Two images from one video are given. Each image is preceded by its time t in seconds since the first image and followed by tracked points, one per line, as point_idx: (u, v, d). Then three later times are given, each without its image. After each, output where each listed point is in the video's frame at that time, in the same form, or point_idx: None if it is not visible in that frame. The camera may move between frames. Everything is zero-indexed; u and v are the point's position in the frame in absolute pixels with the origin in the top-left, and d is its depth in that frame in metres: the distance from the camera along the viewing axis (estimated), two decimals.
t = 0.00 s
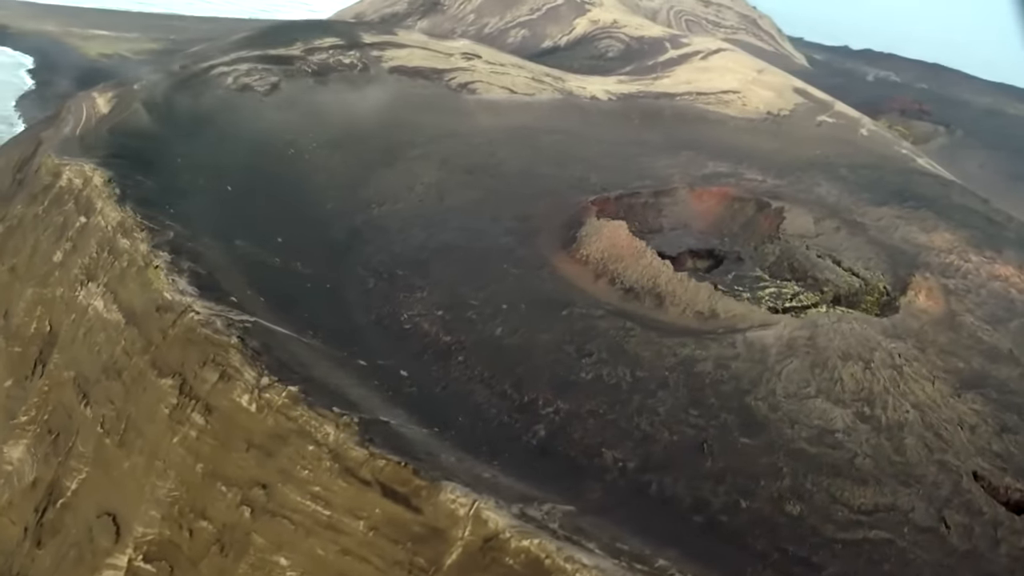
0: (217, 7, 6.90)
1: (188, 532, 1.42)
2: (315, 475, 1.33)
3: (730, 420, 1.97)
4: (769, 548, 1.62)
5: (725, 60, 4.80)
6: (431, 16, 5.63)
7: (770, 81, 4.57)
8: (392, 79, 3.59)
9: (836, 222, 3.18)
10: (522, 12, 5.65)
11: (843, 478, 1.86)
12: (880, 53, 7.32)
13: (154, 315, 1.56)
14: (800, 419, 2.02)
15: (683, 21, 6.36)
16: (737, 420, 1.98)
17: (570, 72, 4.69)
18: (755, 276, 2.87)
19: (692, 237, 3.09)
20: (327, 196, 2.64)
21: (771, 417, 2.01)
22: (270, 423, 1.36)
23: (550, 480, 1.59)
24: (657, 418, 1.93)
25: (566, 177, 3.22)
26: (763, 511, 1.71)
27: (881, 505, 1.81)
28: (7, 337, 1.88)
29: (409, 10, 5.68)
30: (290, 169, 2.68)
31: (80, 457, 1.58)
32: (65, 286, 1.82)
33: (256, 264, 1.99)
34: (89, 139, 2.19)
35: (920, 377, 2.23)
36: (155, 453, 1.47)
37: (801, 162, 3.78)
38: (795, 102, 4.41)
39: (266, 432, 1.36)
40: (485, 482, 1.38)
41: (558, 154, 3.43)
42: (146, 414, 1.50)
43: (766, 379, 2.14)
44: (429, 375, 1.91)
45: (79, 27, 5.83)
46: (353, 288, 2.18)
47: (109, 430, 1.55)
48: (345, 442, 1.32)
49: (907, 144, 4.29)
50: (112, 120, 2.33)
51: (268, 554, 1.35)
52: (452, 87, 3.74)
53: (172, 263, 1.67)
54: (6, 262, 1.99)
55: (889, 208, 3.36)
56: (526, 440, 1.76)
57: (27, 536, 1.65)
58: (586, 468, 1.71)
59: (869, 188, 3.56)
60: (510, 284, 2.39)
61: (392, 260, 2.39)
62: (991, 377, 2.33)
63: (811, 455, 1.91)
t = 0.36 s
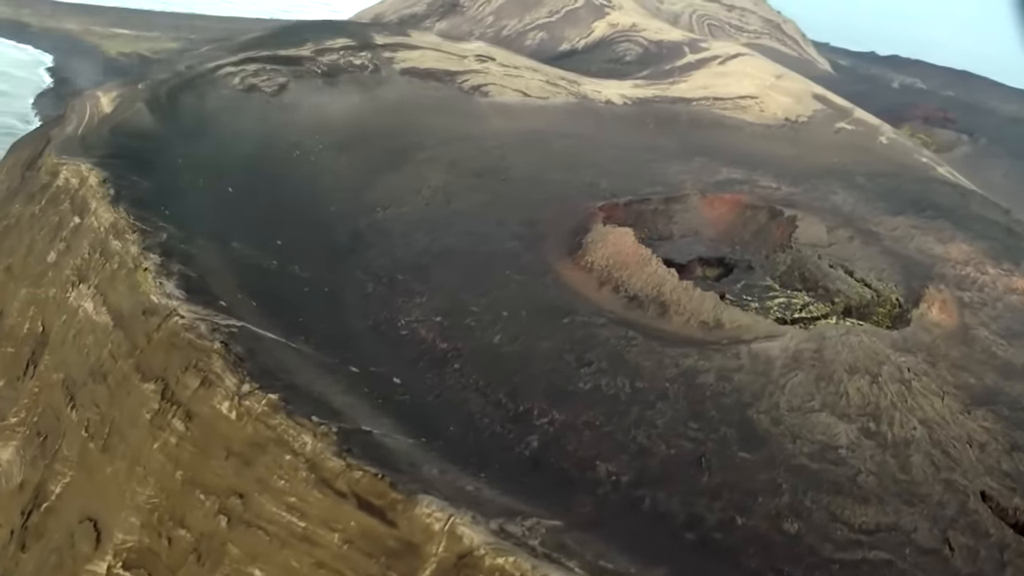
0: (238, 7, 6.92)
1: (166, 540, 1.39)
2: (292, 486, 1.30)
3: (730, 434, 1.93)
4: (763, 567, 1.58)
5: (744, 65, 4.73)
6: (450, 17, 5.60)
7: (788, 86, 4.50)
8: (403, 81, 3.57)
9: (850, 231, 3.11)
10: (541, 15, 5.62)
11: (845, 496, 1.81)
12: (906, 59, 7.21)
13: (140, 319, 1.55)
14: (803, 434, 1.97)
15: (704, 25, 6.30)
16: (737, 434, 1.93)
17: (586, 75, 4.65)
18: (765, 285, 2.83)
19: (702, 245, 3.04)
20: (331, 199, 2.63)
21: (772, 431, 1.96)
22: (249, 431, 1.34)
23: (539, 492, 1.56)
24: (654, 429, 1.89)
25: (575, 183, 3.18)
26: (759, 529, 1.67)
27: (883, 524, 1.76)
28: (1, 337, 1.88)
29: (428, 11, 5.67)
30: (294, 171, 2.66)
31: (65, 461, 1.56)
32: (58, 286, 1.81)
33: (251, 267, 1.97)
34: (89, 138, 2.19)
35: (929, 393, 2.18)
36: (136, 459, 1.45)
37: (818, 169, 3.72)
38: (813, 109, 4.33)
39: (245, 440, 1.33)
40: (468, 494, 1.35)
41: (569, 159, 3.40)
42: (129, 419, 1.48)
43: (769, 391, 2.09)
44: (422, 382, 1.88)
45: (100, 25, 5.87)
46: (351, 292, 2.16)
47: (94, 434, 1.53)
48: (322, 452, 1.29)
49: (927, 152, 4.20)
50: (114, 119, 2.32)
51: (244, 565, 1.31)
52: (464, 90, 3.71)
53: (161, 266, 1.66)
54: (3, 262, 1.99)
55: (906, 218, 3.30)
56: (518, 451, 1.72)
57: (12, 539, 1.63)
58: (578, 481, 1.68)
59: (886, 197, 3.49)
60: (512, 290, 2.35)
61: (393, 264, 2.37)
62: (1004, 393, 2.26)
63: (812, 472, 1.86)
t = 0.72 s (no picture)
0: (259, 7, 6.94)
1: (145, 549, 1.37)
2: (266, 497, 1.26)
3: (730, 449, 1.88)
4: None
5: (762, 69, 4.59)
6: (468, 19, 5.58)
7: (806, 93, 4.37)
8: (414, 84, 3.55)
9: (864, 241, 3.05)
10: (560, 17, 5.58)
11: (846, 515, 1.76)
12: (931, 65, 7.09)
13: (126, 323, 1.53)
14: (805, 450, 1.92)
15: (725, 29, 6.22)
16: (738, 448, 1.88)
17: (603, 79, 4.61)
18: (775, 295, 2.78)
19: (712, 253, 3.00)
20: (335, 202, 2.61)
21: (773, 446, 1.91)
22: (227, 440, 1.31)
23: (526, 507, 1.53)
24: (652, 442, 1.85)
25: (585, 188, 3.14)
26: (755, 548, 1.62)
27: (884, 545, 1.71)
28: None
29: (446, 13, 5.66)
30: (299, 173, 2.64)
31: (49, 465, 1.55)
32: (50, 287, 1.80)
33: (246, 271, 1.95)
34: (90, 138, 2.18)
35: (938, 410, 2.12)
36: (116, 466, 1.43)
37: (835, 177, 3.65)
38: (832, 115, 4.21)
39: (222, 449, 1.31)
40: (451, 508, 1.32)
41: (579, 164, 3.36)
42: (111, 425, 1.46)
43: (773, 405, 2.04)
44: (415, 391, 1.85)
45: (121, 24, 5.89)
46: (349, 297, 2.14)
47: (78, 438, 1.52)
48: (298, 463, 1.26)
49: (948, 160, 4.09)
50: (116, 118, 2.31)
51: None
52: (477, 92, 3.68)
53: (150, 269, 1.64)
54: None
55: (923, 227, 3.23)
56: (509, 463, 1.69)
57: None
58: (569, 495, 1.64)
59: (904, 206, 3.42)
60: (514, 296, 2.32)
61: (393, 269, 2.35)
62: (1017, 411, 2.20)
63: (813, 489, 1.81)
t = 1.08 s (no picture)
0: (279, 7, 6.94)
1: (121, 557, 1.34)
2: (239, 507, 1.23)
3: (728, 462, 1.83)
4: None
5: (779, 74, 4.52)
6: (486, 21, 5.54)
7: (823, 97, 4.28)
8: (424, 86, 3.53)
9: (877, 250, 2.99)
10: (577, 20, 5.54)
11: (845, 534, 1.71)
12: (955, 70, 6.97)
13: (110, 326, 1.52)
14: (806, 466, 1.87)
15: (746, 32, 6.16)
16: (735, 462, 1.84)
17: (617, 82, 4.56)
18: (784, 304, 2.72)
19: (721, 261, 2.95)
20: (338, 205, 2.59)
21: (773, 461, 1.87)
22: (204, 448, 1.29)
23: (511, 520, 1.49)
24: (647, 454, 1.81)
25: (593, 193, 3.10)
26: (748, 567, 1.58)
27: (883, 565, 1.66)
28: None
29: (464, 14, 5.56)
30: (302, 175, 2.62)
31: (32, 470, 1.54)
32: (41, 288, 1.79)
33: (240, 273, 1.94)
34: (89, 137, 2.18)
35: (946, 426, 2.07)
36: (96, 471, 1.41)
37: (850, 184, 3.59)
38: (850, 120, 4.12)
39: (198, 457, 1.29)
40: (430, 522, 1.29)
41: (589, 168, 3.32)
42: (92, 429, 1.44)
43: (774, 418, 2.00)
44: (407, 398, 1.82)
45: (141, 24, 5.89)
46: (346, 303, 2.12)
47: (60, 443, 1.50)
48: (272, 474, 1.24)
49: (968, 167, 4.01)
50: (117, 118, 2.31)
51: None
52: (487, 95, 3.65)
53: (138, 271, 1.63)
54: None
55: (939, 237, 3.16)
56: (498, 474, 1.65)
57: None
58: (559, 508, 1.60)
59: (920, 214, 3.35)
60: (514, 303, 2.29)
61: (393, 274, 2.32)
62: None
63: (812, 506, 1.76)
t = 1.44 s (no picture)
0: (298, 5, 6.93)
1: (97, 564, 1.33)
2: (211, 517, 1.21)
3: (726, 475, 1.79)
4: None
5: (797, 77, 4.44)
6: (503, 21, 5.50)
7: (842, 101, 4.20)
8: (434, 86, 3.50)
9: (890, 258, 2.92)
10: (594, 21, 5.49)
11: (844, 551, 1.66)
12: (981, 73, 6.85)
13: (95, 329, 1.50)
14: (806, 480, 1.83)
15: (768, 34, 6.07)
16: (734, 476, 1.79)
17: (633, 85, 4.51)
18: (793, 312, 2.67)
19: (731, 267, 2.90)
20: (341, 206, 2.58)
21: (772, 475, 1.82)
22: (180, 455, 1.27)
23: (496, 533, 1.46)
24: (642, 465, 1.77)
25: (602, 197, 3.06)
26: None
27: None
28: None
29: (482, 14, 5.51)
30: (306, 175, 2.61)
31: (16, 472, 1.53)
32: (33, 288, 1.78)
33: (234, 275, 1.93)
34: (88, 136, 2.17)
35: (954, 441, 2.01)
36: (75, 476, 1.39)
37: (866, 190, 3.52)
38: (868, 124, 4.04)
39: (174, 464, 1.27)
40: (408, 534, 1.26)
41: (598, 171, 3.27)
42: (73, 433, 1.43)
43: (776, 430, 1.95)
44: (399, 404, 1.79)
45: (161, 22, 5.90)
46: (343, 306, 2.10)
47: (43, 445, 1.49)
48: (245, 483, 1.21)
49: (989, 173, 3.92)
50: (118, 117, 2.32)
51: None
52: (499, 96, 3.62)
53: (126, 273, 1.61)
54: None
55: (956, 245, 3.09)
56: (487, 484, 1.62)
57: None
58: (548, 520, 1.57)
59: (937, 222, 3.28)
60: (515, 308, 2.25)
61: (393, 277, 2.30)
62: None
63: (811, 522, 1.72)
